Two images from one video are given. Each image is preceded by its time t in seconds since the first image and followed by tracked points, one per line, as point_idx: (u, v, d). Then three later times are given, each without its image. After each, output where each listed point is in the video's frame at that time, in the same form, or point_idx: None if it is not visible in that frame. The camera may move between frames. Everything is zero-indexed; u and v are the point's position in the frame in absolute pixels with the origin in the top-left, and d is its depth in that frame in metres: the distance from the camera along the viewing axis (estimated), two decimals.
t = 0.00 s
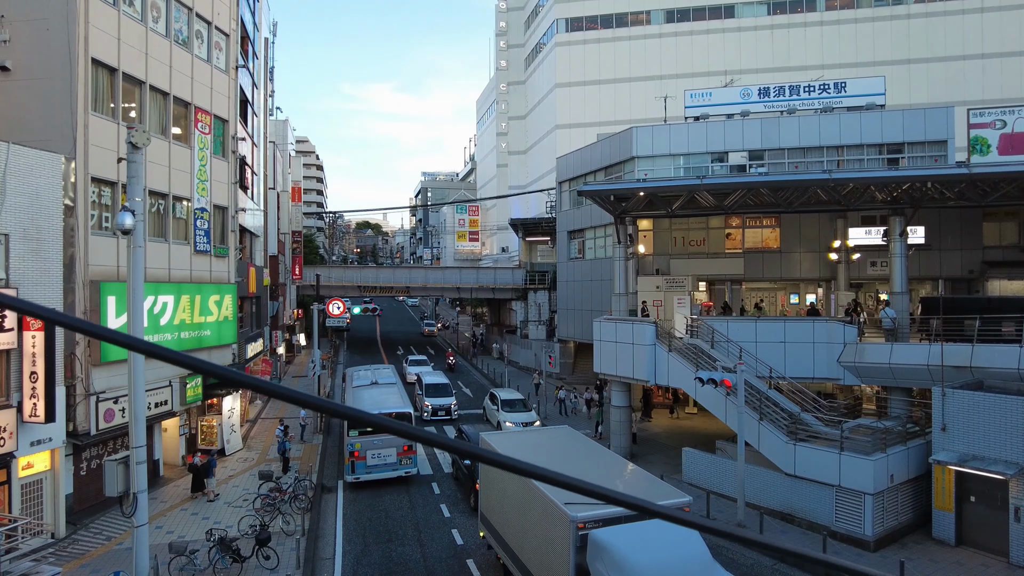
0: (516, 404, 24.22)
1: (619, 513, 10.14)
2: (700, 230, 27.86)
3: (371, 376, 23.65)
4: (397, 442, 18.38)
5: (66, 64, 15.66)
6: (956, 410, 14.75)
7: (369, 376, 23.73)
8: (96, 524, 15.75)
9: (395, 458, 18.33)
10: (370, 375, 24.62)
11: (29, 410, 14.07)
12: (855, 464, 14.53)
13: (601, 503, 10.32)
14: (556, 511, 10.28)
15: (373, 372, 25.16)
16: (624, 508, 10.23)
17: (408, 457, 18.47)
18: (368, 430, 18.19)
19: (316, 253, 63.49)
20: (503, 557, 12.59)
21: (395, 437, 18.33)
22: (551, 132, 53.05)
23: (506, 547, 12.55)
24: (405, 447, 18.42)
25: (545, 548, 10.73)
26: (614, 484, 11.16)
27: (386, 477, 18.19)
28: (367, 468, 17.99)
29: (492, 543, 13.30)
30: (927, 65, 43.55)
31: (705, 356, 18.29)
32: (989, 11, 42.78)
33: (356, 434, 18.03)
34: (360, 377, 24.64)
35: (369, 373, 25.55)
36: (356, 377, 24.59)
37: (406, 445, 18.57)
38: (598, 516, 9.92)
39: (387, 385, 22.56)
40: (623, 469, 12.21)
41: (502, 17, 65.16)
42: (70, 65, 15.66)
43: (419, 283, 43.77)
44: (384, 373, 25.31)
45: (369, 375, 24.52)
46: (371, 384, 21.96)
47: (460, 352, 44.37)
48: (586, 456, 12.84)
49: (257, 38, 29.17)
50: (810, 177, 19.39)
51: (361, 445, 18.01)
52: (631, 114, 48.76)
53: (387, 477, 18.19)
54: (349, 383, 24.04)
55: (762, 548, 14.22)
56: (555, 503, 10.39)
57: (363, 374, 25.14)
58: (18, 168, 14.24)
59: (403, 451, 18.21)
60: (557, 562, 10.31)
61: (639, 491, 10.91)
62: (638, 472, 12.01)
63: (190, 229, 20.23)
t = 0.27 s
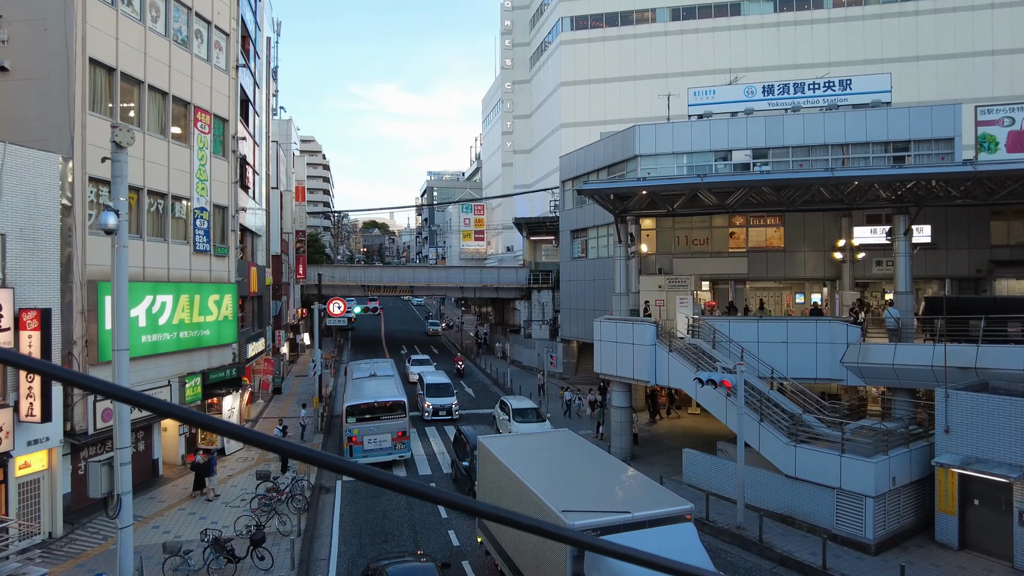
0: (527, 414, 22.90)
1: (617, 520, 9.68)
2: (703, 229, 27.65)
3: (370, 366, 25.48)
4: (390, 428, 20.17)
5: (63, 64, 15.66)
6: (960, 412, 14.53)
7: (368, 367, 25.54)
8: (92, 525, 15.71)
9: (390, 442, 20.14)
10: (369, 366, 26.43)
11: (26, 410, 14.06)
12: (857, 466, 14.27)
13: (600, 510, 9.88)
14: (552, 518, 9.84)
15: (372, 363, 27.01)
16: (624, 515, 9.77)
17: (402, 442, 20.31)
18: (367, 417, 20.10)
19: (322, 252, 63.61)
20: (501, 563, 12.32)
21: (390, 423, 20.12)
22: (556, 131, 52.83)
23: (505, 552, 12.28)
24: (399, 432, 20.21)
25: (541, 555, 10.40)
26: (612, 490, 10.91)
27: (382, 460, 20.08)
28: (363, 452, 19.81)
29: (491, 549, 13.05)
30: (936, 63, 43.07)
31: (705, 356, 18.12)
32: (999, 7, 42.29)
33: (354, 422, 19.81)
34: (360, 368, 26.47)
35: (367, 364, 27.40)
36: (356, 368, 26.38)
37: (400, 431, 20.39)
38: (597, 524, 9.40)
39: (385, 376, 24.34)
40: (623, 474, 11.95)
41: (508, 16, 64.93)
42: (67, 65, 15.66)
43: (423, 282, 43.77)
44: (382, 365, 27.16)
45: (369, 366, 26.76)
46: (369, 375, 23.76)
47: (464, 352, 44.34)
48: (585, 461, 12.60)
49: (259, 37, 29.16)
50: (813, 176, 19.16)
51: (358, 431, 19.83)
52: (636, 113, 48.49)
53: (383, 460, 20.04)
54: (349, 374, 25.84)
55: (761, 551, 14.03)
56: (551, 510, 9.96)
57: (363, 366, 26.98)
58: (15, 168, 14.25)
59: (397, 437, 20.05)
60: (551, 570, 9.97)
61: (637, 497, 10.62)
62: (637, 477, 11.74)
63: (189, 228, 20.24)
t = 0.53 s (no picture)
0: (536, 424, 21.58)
1: (614, 528, 9.49)
2: (702, 228, 27.50)
3: (367, 360, 26.86)
4: (386, 415, 21.44)
5: (56, 63, 15.64)
6: (957, 412, 14.38)
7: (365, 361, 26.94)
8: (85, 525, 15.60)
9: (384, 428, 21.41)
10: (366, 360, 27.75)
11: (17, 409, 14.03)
12: (854, 467, 14.11)
13: (597, 518, 9.68)
14: (548, 526, 9.64)
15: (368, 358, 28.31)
16: (621, 523, 9.57)
17: (395, 428, 21.57)
18: (363, 406, 21.24)
19: (324, 252, 63.62)
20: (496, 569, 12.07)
21: (385, 411, 21.42)
22: (557, 131, 52.69)
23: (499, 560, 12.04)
24: (393, 419, 21.50)
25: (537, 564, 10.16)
26: (608, 496, 10.74)
27: (377, 445, 21.34)
28: (359, 438, 21.10)
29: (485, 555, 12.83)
30: (939, 60, 42.80)
31: (701, 356, 18.00)
32: (1003, 4, 42.03)
33: (351, 409, 21.09)
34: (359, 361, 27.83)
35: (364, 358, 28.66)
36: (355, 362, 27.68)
37: (394, 418, 21.64)
38: (591, 531, 9.21)
39: (382, 367, 25.66)
40: (620, 480, 11.77)
41: (509, 15, 64.81)
42: (60, 65, 15.63)
43: (424, 281, 43.75)
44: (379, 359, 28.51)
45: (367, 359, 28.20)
46: (366, 367, 25.07)
47: (465, 351, 44.31)
48: (582, 467, 12.42)
49: (257, 36, 29.14)
50: (811, 173, 19.00)
51: (355, 418, 21.10)
52: (638, 111, 48.30)
53: (378, 445, 21.32)
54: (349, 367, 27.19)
55: (757, 552, 13.90)
56: (547, 519, 9.78)
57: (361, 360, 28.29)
58: (8, 167, 14.23)
59: (391, 423, 21.33)
60: None
61: (634, 503, 10.43)
62: (633, 482, 11.58)
63: (185, 228, 20.23)
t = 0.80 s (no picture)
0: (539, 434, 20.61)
1: (612, 542, 8.87)
2: (699, 228, 27.39)
3: (364, 357, 28.48)
4: (379, 407, 22.98)
5: (47, 64, 15.57)
6: (952, 414, 14.25)
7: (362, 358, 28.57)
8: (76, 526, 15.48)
9: (377, 419, 22.94)
10: (363, 357, 29.32)
11: (6, 411, 13.97)
12: (848, 469, 13.96)
13: (594, 532, 9.06)
14: (543, 540, 9.08)
15: (365, 356, 29.97)
16: (618, 536, 8.98)
17: (388, 419, 23.09)
18: (357, 397, 22.79)
19: (323, 252, 63.57)
20: None
21: (378, 403, 22.95)
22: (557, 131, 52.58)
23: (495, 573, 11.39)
24: (386, 410, 23.05)
25: None
26: (605, 506, 10.15)
27: (370, 434, 22.86)
28: (353, 427, 22.68)
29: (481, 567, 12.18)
30: (940, 60, 42.63)
31: (696, 357, 17.87)
32: (1004, 4, 41.84)
33: (346, 400, 22.66)
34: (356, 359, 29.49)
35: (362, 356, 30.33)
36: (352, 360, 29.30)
37: (386, 410, 23.16)
38: (588, 546, 8.62)
39: (378, 363, 27.25)
40: (616, 488, 11.18)
41: (509, 16, 64.74)
42: (52, 66, 15.57)
43: (422, 282, 43.69)
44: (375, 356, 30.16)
45: (363, 357, 29.83)
46: (363, 363, 26.70)
47: (463, 352, 44.25)
48: (581, 475, 11.83)
49: (253, 37, 29.10)
50: (807, 174, 18.86)
51: (350, 409, 22.65)
52: (637, 112, 48.18)
53: (371, 435, 22.86)
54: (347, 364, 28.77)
55: (750, 555, 13.79)
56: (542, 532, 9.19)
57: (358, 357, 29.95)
58: None
59: (383, 414, 22.88)
60: None
61: (631, 514, 9.83)
62: (630, 492, 10.95)
63: (179, 229, 20.18)
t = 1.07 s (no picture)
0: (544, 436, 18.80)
1: (612, 555, 7.87)
2: (697, 228, 27.25)
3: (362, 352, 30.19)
4: (374, 397, 24.66)
5: (37, 61, 15.47)
6: (946, 415, 14.15)
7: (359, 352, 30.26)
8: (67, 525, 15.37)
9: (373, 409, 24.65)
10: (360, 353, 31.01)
11: None
12: (840, 470, 13.87)
13: (592, 543, 8.05)
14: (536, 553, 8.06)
15: (362, 351, 31.67)
16: (618, 549, 7.94)
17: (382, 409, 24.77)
18: (354, 388, 24.49)
19: (323, 252, 63.50)
20: None
21: (373, 394, 24.63)
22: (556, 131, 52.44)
23: None
24: (380, 401, 24.76)
25: None
26: (605, 516, 9.15)
27: (365, 423, 24.54)
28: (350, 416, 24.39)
29: None
30: (940, 60, 42.45)
31: (690, 357, 17.77)
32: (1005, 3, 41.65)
33: (343, 391, 24.32)
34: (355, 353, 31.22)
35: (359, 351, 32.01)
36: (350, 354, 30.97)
37: (381, 400, 24.86)
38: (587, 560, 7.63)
39: (374, 358, 28.92)
40: (615, 495, 10.19)
41: (509, 15, 64.64)
42: (42, 63, 15.46)
43: (420, 282, 43.61)
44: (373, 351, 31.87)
45: (360, 351, 31.50)
46: (360, 357, 28.42)
47: (461, 352, 44.18)
48: (580, 480, 10.83)
49: (250, 36, 29.02)
50: (803, 172, 18.72)
51: (346, 399, 24.35)
52: (636, 111, 48.02)
53: (366, 423, 24.55)
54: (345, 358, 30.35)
55: (743, 557, 13.66)
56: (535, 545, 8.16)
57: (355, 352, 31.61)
58: None
59: (378, 405, 24.58)
60: None
61: (633, 524, 8.82)
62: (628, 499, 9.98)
63: (173, 228, 20.13)
